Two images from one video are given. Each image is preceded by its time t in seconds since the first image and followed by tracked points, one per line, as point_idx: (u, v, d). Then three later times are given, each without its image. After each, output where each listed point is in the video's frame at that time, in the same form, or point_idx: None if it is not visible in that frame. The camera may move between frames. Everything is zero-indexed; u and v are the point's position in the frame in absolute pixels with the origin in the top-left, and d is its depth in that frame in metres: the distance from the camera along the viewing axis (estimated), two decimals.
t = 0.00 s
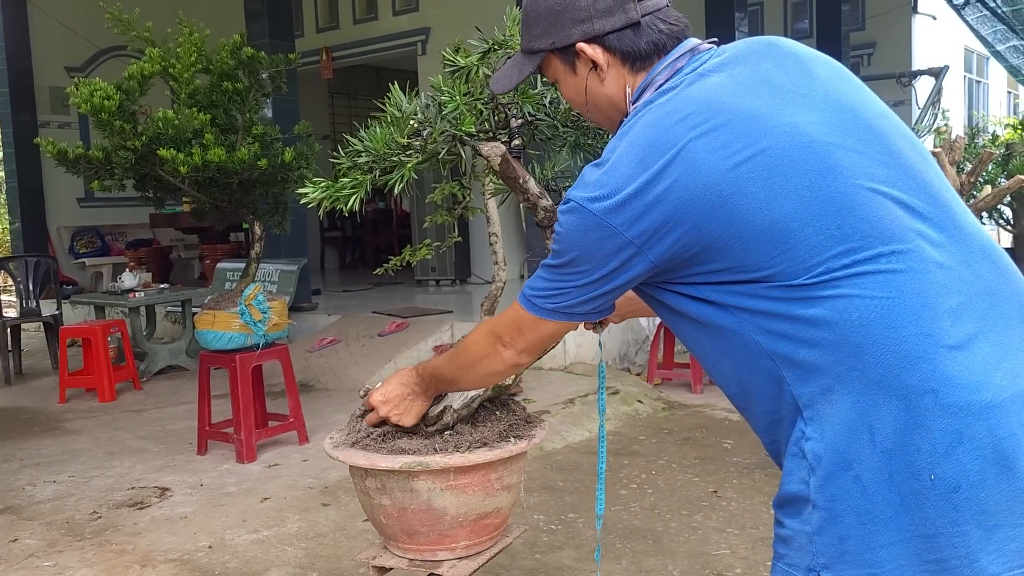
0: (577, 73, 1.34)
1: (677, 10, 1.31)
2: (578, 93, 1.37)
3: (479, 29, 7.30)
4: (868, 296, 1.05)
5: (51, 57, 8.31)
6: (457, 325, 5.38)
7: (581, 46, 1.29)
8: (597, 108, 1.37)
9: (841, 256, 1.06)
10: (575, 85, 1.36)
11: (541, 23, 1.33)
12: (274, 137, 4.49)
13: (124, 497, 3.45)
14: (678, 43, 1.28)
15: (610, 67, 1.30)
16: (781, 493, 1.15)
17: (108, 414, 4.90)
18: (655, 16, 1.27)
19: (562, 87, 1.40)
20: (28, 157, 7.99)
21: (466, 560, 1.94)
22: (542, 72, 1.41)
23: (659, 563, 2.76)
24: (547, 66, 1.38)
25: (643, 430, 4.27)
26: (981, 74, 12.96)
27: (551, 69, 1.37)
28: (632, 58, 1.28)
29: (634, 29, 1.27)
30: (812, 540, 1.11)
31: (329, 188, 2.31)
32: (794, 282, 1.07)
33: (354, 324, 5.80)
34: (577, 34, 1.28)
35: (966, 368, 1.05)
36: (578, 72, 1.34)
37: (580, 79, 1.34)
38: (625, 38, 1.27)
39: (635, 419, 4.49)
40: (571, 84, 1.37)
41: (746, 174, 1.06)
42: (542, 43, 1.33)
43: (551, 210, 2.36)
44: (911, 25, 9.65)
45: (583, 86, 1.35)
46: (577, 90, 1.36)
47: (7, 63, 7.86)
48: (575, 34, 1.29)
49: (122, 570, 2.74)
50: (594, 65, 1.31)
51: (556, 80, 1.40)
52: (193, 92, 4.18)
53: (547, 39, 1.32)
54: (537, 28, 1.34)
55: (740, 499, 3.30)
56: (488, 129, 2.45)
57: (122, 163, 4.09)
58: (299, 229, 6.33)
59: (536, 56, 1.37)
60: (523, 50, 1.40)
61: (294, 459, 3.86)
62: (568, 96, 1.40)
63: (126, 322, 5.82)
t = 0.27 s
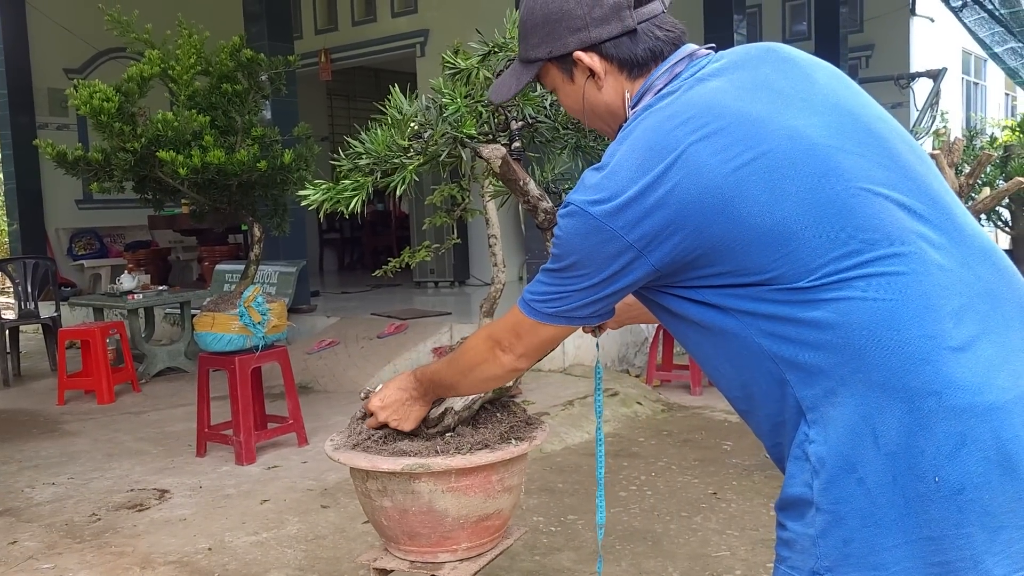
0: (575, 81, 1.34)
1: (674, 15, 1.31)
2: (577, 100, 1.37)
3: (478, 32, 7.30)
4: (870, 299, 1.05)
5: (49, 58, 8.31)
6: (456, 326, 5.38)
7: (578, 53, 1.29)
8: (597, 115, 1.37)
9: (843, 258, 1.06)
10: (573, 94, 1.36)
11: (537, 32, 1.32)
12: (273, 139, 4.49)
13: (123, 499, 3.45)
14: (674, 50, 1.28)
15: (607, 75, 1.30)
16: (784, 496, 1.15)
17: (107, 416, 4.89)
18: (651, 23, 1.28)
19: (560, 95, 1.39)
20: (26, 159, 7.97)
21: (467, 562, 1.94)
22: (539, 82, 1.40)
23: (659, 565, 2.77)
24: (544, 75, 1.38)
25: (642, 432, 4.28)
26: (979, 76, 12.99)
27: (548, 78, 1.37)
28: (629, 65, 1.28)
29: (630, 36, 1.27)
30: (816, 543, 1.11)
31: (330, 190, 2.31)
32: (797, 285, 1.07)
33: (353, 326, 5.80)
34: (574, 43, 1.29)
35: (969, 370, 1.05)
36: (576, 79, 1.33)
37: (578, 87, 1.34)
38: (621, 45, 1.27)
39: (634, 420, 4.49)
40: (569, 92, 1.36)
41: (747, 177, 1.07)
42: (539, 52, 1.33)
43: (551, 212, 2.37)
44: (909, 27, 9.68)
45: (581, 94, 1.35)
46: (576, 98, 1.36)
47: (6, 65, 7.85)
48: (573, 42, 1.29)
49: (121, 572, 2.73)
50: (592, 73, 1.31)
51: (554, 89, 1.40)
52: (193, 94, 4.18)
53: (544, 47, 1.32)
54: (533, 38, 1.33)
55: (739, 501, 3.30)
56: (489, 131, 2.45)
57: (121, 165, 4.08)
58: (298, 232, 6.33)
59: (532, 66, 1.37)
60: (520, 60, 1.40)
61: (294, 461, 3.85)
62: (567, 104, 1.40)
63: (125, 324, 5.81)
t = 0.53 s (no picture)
0: (575, 86, 1.34)
1: (673, 20, 1.32)
2: (577, 105, 1.37)
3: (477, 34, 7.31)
4: (871, 303, 1.06)
5: (47, 60, 8.30)
6: (454, 329, 5.38)
7: (578, 58, 1.30)
8: (597, 119, 1.37)
9: (844, 262, 1.06)
10: (573, 98, 1.36)
11: (537, 36, 1.32)
12: (272, 142, 4.49)
13: (121, 502, 3.44)
14: (673, 55, 1.29)
15: (607, 79, 1.31)
16: (786, 499, 1.16)
17: (106, 418, 4.89)
18: (651, 27, 1.28)
19: (560, 100, 1.39)
20: (25, 161, 7.93)
21: (468, 565, 1.94)
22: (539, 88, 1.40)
23: (658, 567, 2.77)
24: (544, 80, 1.38)
25: (641, 434, 4.28)
26: (976, 78, 13.02)
27: (549, 83, 1.37)
28: (629, 70, 1.28)
29: (631, 40, 1.27)
30: (818, 546, 1.12)
31: (330, 193, 2.31)
32: (798, 289, 1.08)
33: (351, 328, 5.80)
34: (574, 47, 1.29)
35: (970, 373, 1.06)
36: (577, 83, 1.34)
37: (578, 91, 1.34)
38: (622, 50, 1.28)
39: (633, 423, 4.50)
40: (570, 96, 1.36)
41: (748, 182, 1.07)
42: (539, 57, 1.34)
43: (551, 214, 2.37)
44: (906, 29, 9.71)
45: (582, 99, 1.35)
46: (576, 102, 1.36)
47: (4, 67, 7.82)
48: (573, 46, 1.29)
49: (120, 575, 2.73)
50: (592, 78, 1.32)
51: (554, 93, 1.40)
52: (192, 96, 4.18)
53: (544, 52, 1.32)
54: (533, 43, 1.34)
55: (739, 503, 3.30)
56: (488, 134, 2.46)
57: (120, 167, 4.08)
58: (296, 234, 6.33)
59: (532, 70, 1.37)
60: (520, 65, 1.40)
61: (292, 464, 3.85)
62: (567, 109, 1.40)
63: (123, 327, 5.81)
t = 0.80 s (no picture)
0: (574, 90, 1.35)
1: (674, 25, 1.32)
2: (576, 110, 1.38)
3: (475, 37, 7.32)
4: (871, 307, 1.06)
5: (45, 63, 8.31)
6: (453, 332, 5.38)
7: (578, 62, 1.30)
8: (596, 124, 1.38)
9: (844, 266, 1.07)
10: (573, 102, 1.37)
11: (537, 40, 1.33)
12: (270, 145, 4.49)
13: (120, 506, 3.44)
14: (671, 60, 1.29)
15: (606, 85, 1.31)
16: (786, 503, 1.16)
17: (103, 421, 4.88)
18: (651, 33, 1.28)
19: (560, 104, 1.40)
20: (23, 164, 7.90)
21: (467, 568, 1.94)
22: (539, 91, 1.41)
23: (657, 570, 2.77)
24: (544, 84, 1.39)
25: (639, 437, 4.28)
26: (974, 81, 13.05)
27: (549, 86, 1.38)
28: (628, 75, 1.29)
29: (631, 45, 1.28)
30: (818, 551, 1.12)
31: (329, 196, 2.31)
32: (798, 293, 1.08)
33: (350, 330, 5.80)
34: (573, 52, 1.30)
35: (971, 377, 1.06)
36: (576, 88, 1.34)
37: (577, 96, 1.35)
38: (622, 54, 1.28)
39: (631, 425, 4.50)
40: (569, 101, 1.37)
41: (747, 185, 1.07)
42: (539, 61, 1.35)
43: (550, 218, 2.37)
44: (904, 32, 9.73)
45: (581, 104, 1.36)
46: (575, 107, 1.37)
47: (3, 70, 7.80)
48: (574, 50, 1.30)
49: None
50: (591, 83, 1.32)
51: (554, 97, 1.41)
52: (190, 99, 4.17)
53: (544, 55, 1.33)
54: (534, 47, 1.35)
55: (737, 506, 3.30)
56: (487, 137, 2.46)
57: (119, 170, 4.07)
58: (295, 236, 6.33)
59: (533, 74, 1.38)
60: (521, 69, 1.41)
61: (291, 467, 3.84)
62: (567, 113, 1.41)
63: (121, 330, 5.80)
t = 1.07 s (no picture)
0: (571, 92, 1.35)
1: (672, 29, 1.32)
2: (573, 112, 1.38)
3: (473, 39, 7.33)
4: (868, 308, 1.06)
5: (42, 66, 8.30)
6: (451, 334, 5.38)
7: (574, 65, 1.31)
8: (593, 127, 1.38)
9: (842, 268, 1.07)
10: (569, 105, 1.37)
11: (535, 42, 1.34)
12: (268, 147, 4.49)
13: (117, 509, 3.43)
14: (668, 62, 1.29)
15: (603, 88, 1.31)
16: (785, 505, 1.16)
17: (101, 424, 4.87)
18: (649, 36, 1.28)
19: (557, 107, 1.40)
20: (21, 167, 7.91)
21: (465, 571, 1.93)
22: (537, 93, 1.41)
23: (654, 572, 2.76)
24: (541, 86, 1.39)
25: (637, 439, 4.28)
26: (971, 83, 13.06)
27: (546, 88, 1.38)
28: (625, 78, 1.29)
29: (628, 48, 1.28)
30: (816, 554, 1.12)
31: (327, 199, 2.31)
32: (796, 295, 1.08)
33: (348, 333, 5.80)
34: (570, 55, 1.30)
35: (969, 380, 1.06)
36: (573, 90, 1.35)
37: (574, 99, 1.35)
38: (619, 57, 1.28)
39: (629, 427, 4.50)
40: (566, 103, 1.37)
41: (744, 186, 1.07)
42: (536, 64, 1.35)
43: (548, 220, 2.37)
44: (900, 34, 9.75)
45: (577, 107, 1.36)
46: (572, 110, 1.37)
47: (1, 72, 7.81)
48: (571, 52, 1.30)
49: None
50: (588, 86, 1.33)
51: (552, 100, 1.41)
52: (188, 102, 4.17)
53: (541, 57, 1.34)
54: (531, 49, 1.35)
55: (735, 508, 3.30)
56: (485, 139, 2.47)
57: (116, 172, 4.07)
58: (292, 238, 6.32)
59: (530, 76, 1.38)
60: (519, 71, 1.41)
61: (289, 470, 3.84)
62: (563, 116, 1.41)
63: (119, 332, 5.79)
